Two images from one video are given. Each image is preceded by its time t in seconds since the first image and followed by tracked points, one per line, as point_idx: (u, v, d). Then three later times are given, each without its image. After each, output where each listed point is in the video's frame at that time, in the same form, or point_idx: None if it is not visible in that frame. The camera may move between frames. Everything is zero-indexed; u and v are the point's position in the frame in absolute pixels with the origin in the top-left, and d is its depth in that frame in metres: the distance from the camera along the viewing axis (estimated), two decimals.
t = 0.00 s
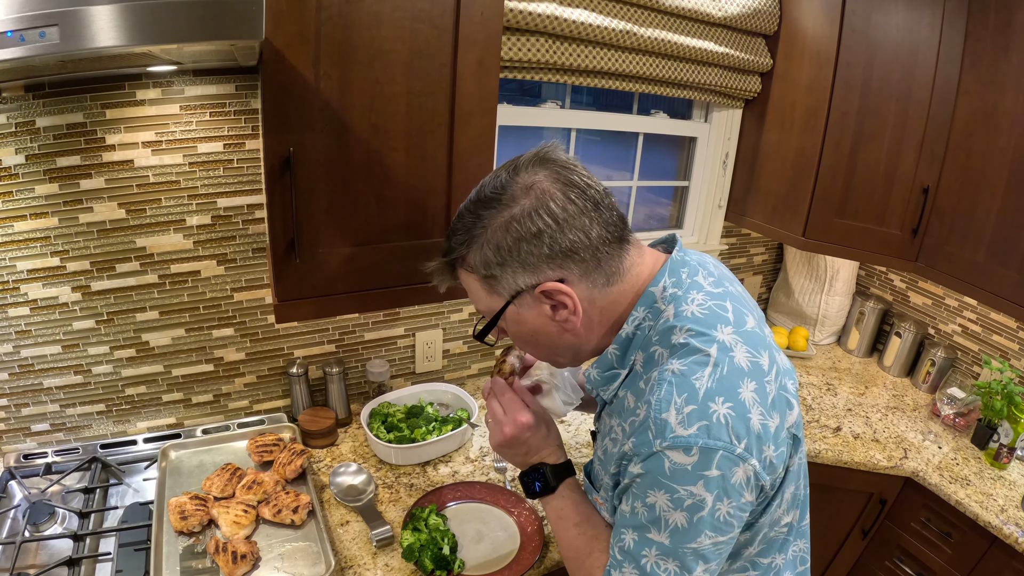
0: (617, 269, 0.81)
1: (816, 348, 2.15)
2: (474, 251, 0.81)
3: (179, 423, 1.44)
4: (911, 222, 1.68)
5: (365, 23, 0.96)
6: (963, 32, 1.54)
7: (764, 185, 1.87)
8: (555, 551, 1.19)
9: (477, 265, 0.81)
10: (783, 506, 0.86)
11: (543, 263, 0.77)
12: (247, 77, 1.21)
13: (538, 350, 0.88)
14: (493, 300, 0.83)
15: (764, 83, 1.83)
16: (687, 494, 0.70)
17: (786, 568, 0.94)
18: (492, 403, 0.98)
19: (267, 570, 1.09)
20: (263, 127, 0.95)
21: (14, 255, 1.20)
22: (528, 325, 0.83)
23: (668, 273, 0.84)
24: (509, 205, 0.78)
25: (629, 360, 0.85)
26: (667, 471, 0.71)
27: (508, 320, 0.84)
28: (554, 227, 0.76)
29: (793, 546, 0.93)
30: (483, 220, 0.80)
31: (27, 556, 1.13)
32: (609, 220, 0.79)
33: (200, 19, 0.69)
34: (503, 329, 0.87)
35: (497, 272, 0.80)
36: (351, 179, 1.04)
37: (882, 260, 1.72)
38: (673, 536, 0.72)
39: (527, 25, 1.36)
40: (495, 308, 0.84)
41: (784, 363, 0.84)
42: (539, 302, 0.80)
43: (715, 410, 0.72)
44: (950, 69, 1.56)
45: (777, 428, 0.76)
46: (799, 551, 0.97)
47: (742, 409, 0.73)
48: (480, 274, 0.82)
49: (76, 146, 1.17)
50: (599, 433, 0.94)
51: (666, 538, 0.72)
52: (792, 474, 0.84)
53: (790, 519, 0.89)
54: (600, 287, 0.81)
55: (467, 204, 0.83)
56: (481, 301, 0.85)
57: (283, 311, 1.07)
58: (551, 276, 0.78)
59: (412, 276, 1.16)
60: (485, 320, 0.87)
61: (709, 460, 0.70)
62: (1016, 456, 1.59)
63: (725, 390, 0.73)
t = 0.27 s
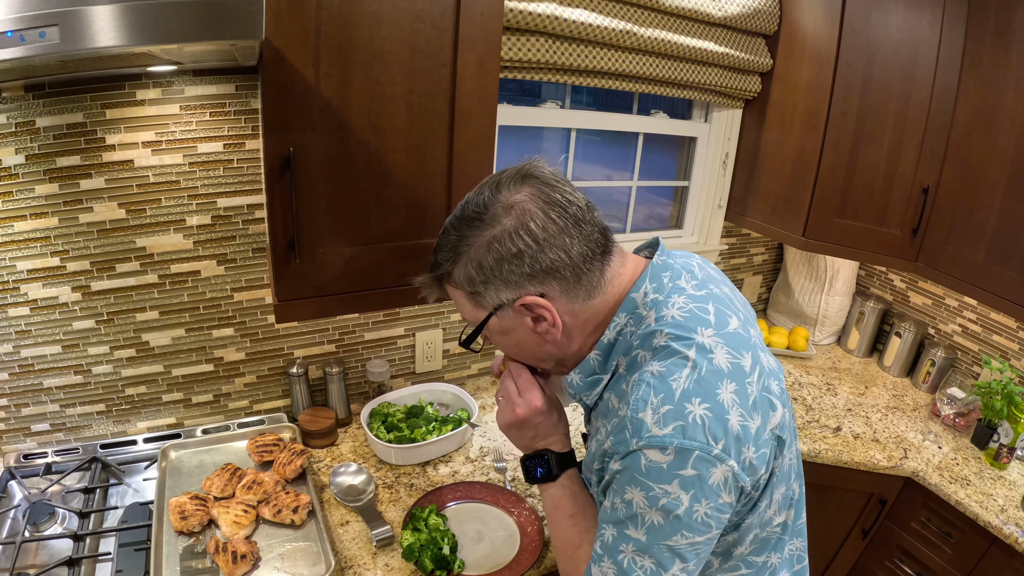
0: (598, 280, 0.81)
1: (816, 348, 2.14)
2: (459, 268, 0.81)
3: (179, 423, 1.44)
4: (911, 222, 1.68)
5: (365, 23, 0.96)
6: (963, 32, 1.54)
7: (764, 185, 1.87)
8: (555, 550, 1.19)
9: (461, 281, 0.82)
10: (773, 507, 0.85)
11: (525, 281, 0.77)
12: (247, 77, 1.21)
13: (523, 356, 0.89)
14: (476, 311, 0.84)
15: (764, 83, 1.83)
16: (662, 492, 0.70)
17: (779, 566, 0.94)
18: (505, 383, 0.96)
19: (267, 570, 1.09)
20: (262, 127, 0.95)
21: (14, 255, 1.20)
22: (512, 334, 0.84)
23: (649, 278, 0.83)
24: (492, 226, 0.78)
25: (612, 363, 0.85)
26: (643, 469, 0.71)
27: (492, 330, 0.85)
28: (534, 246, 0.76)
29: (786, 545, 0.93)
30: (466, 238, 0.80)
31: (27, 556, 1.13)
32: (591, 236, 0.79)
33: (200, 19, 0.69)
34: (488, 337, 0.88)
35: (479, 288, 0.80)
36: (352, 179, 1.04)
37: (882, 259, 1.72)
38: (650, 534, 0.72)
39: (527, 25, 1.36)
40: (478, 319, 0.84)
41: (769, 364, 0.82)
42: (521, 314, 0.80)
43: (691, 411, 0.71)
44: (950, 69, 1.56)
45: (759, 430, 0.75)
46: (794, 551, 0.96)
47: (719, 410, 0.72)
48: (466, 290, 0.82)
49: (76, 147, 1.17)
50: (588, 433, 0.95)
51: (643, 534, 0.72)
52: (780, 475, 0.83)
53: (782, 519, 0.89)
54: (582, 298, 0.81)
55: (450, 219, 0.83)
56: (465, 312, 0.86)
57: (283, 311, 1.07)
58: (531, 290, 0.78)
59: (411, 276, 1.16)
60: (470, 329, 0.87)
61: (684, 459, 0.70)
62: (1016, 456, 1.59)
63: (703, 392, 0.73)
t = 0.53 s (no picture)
0: (586, 288, 0.81)
1: (816, 348, 2.14)
2: (448, 289, 0.82)
3: (179, 423, 1.44)
4: (911, 222, 1.68)
5: (365, 23, 0.96)
6: (963, 32, 1.53)
7: (764, 185, 1.87)
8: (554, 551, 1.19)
9: (449, 301, 0.82)
10: (767, 507, 0.85)
11: (513, 297, 0.78)
12: (247, 77, 1.21)
13: (516, 366, 0.89)
14: (468, 326, 0.84)
15: (764, 83, 1.83)
16: (651, 494, 0.70)
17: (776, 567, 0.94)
18: (499, 389, 0.97)
19: (267, 570, 1.09)
20: (263, 127, 0.95)
21: (14, 255, 1.21)
22: (504, 346, 0.84)
23: (637, 282, 0.83)
24: (476, 247, 0.78)
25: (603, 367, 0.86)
26: (632, 472, 0.71)
27: (484, 343, 0.85)
28: (518, 263, 0.76)
29: (783, 546, 0.93)
30: (451, 259, 0.80)
31: (27, 556, 1.13)
32: (574, 246, 0.79)
33: (200, 19, 0.69)
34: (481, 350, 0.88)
35: (468, 307, 0.80)
36: (352, 179, 1.04)
37: (882, 259, 1.72)
38: (641, 535, 0.72)
39: (527, 25, 1.36)
40: (469, 334, 0.84)
41: (760, 365, 0.82)
42: (511, 328, 0.80)
43: (678, 413, 0.71)
44: (950, 69, 1.56)
45: (749, 432, 0.74)
46: (792, 552, 0.96)
47: (707, 412, 0.72)
48: (457, 309, 0.82)
49: (76, 147, 1.17)
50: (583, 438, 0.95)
51: (635, 536, 0.72)
52: (774, 476, 0.82)
53: (778, 520, 0.89)
54: (571, 307, 0.81)
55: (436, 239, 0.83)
56: (457, 327, 0.86)
57: (283, 311, 1.07)
58: (519, 304, 0.78)
59: (410, 276, 1.16)
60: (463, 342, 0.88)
61: (672, 462, 0.70)
62: (1016, 456, 1.59)
63: (690, 394, 0.73)
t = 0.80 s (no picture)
0: (580, 287, 0.80)
1: (816, 348, 2.14)
2: (444, 292, 0.82)
3: (179, 423, 1.44)
4: (911, 222, 1.68)
5: (365, 23, 0.96)
6: (963, 32, 1.53)
7: (764, 185, 1.87)
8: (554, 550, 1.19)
9: (446, 305, 0.83)
10: (766, 507, 0.85)
11: (506, 298, 0.78)
12: (247, 77, 1.21)
13: (515, 367, 0.89)
14: (465, 328, 0.84)
15: (764, 83, 1.83)
16: (648, 494, 0.70)
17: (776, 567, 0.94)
18: (495, 388, 0.98)
19: (267, 570, 1.09)
20: (263, 127, 0.95)
21: (14, 255, 1.20)
22: (501, 346, 0.84)
23: (633, 283, 0.83)
24: (469, 251, 0.78)
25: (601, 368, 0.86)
26: (629, 471, 0.72)
27: (481, 344, 0.85)
28: (510, 264, 0.76)
29: (782, 545, 0.93)
30: (446, 264, 0.81)
31: (27, 556, 1.13)
32: (567, 246, 0.79)
33: (199, 19, 0.69)
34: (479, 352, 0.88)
35: (464, 309, 0.81)
36: (352, 179, 1.04)
37: (882, 259, 1.72)
38: (638, 535, 0.72)
39: (527, 25, 1.36)
40: (466, 335, 0.85)
41: (757, 365, 0.82)
42: (506, 328, 0.80)
43: (674, 413, 0.71)
44: (950, 68, 1.56)
45: (745, 431, 0.74)
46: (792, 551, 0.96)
47: (703, 412, 0.72)
48: (454, 313, 0.83)
49: (76, 146, 1.17)
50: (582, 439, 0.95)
51: (632, 536, 0.72)
52: (772, 475, 0.82)
53: (777, 520, 0.89)
54: (566, 307, 0.80)
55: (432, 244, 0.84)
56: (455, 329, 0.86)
57: (283, 312, 1.07)
58: (513, 305, 0.78)
59: (410, 276, 1.16)
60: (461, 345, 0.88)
61: (668, 462, 0.70)
62: (1016, 456, 1.59)
63: (686, 393, 0.73)
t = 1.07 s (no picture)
0: (581, 285, 0.80)
1: (816, 348, 2.14)
2: (447, 287, 0.83)
3: (179, 423, 1.44)
4: (911, 222, 1.68)
5: (365, 22, 0.96)
6: (962, 32, 1.53)
7: (765, 185, 1.86)
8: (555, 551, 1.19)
9: (449, 301, 0.83)
10: (767, 506, 0.85)
11: (507, 295, 0.78)
12: (247, 77, 1.21)
13: (519, 365, 0.90)
14: (468, 326, 0.85)
15: (764, 83, 1.83)
16: (653, 491, 0.70)
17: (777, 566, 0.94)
18: (496, 387, 0.98)
19: (267, 570, 1.09)
20: (263, 127, 0.95)
21: (14, 255, 1.20)
22: (503, 344, 0.84)
23: (638, 281, 0.83)
24: (472, 245, 0.79)
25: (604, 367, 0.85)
26: (634, 469, 0.71)
27: (484, 341, 0.86)
28: (511, 260, 0.77)
29: (783, 544, 0.93)
30: (449, 259, 0.81)
31: (27, 556, 1.13)
32: (568, 243, 0.79)
33: (200, 19, 0.69)
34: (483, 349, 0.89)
35: (466, 306, 0.81)
36: (352, 179, 1.04)
37: (881, 259, 1.72)
38: (643, 534, 0.71)
39: (527, 25, 1.36)
40: (470, 332, 0.85)
41: (760, 363, 0.82)
42: (508, 325, 0.81)
43: (679, 410, 0.71)
44: (950, 68, 1.56)
45: (749, 429, 0.74)
46: (793, 551, 0.96)
47: (708, 408, 0.72)
48: (456, 308, 0.83)
49: (76, 146, 1.17)
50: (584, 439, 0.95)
51: (636, 534, 0.72)
52: (775, 474, 0.82)
53: (778, 520, 0.89)
54: (568, 305, 0.80)
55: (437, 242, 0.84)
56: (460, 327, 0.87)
57: (283, 312, 1.07)
58: (514, 302, 0.78)
59: (410, 276, 1.16)
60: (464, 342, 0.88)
61: (674, 458, 0.70)
62: (1016, 456, 1.59)
63: (691, 390, 0.73)
